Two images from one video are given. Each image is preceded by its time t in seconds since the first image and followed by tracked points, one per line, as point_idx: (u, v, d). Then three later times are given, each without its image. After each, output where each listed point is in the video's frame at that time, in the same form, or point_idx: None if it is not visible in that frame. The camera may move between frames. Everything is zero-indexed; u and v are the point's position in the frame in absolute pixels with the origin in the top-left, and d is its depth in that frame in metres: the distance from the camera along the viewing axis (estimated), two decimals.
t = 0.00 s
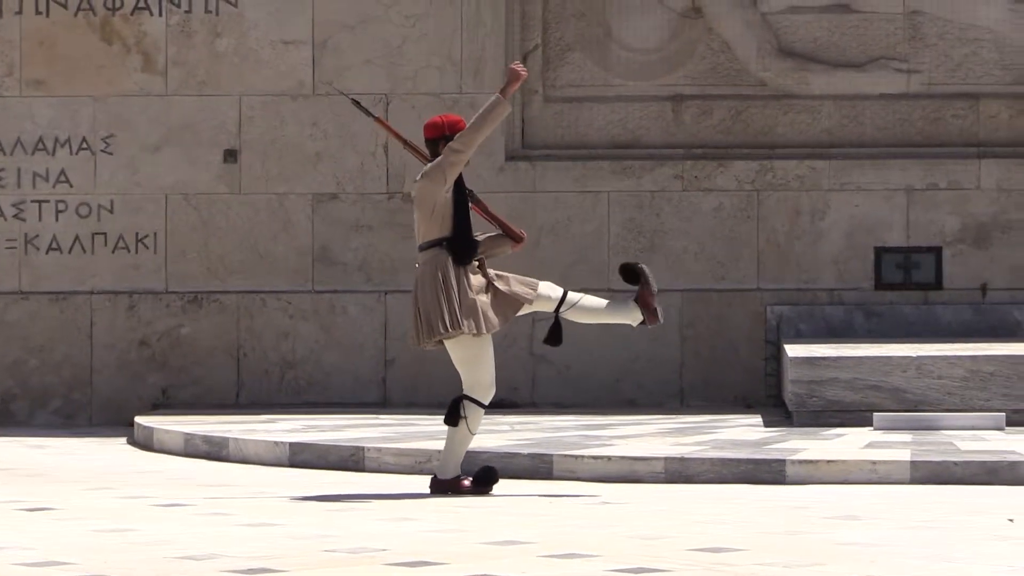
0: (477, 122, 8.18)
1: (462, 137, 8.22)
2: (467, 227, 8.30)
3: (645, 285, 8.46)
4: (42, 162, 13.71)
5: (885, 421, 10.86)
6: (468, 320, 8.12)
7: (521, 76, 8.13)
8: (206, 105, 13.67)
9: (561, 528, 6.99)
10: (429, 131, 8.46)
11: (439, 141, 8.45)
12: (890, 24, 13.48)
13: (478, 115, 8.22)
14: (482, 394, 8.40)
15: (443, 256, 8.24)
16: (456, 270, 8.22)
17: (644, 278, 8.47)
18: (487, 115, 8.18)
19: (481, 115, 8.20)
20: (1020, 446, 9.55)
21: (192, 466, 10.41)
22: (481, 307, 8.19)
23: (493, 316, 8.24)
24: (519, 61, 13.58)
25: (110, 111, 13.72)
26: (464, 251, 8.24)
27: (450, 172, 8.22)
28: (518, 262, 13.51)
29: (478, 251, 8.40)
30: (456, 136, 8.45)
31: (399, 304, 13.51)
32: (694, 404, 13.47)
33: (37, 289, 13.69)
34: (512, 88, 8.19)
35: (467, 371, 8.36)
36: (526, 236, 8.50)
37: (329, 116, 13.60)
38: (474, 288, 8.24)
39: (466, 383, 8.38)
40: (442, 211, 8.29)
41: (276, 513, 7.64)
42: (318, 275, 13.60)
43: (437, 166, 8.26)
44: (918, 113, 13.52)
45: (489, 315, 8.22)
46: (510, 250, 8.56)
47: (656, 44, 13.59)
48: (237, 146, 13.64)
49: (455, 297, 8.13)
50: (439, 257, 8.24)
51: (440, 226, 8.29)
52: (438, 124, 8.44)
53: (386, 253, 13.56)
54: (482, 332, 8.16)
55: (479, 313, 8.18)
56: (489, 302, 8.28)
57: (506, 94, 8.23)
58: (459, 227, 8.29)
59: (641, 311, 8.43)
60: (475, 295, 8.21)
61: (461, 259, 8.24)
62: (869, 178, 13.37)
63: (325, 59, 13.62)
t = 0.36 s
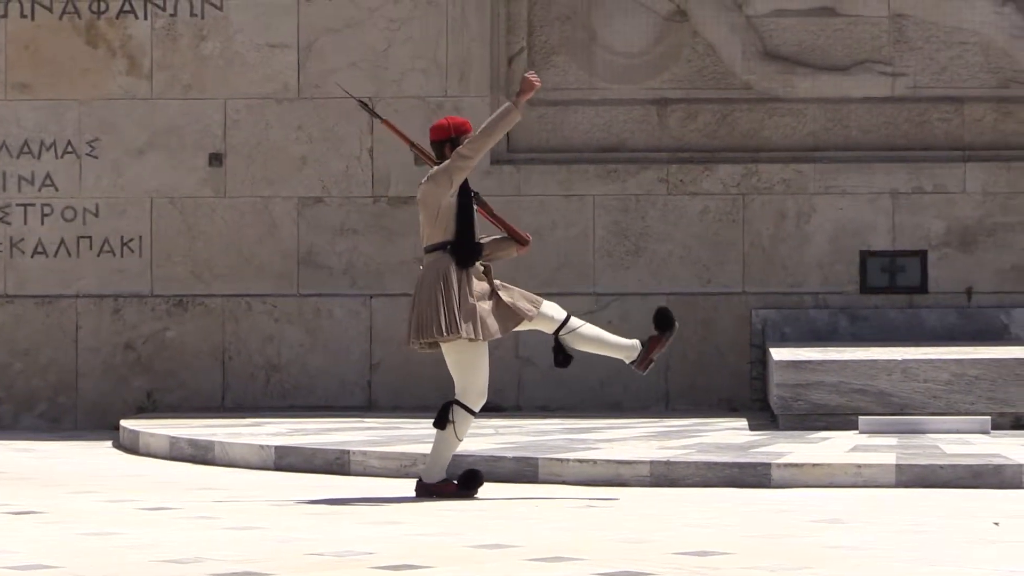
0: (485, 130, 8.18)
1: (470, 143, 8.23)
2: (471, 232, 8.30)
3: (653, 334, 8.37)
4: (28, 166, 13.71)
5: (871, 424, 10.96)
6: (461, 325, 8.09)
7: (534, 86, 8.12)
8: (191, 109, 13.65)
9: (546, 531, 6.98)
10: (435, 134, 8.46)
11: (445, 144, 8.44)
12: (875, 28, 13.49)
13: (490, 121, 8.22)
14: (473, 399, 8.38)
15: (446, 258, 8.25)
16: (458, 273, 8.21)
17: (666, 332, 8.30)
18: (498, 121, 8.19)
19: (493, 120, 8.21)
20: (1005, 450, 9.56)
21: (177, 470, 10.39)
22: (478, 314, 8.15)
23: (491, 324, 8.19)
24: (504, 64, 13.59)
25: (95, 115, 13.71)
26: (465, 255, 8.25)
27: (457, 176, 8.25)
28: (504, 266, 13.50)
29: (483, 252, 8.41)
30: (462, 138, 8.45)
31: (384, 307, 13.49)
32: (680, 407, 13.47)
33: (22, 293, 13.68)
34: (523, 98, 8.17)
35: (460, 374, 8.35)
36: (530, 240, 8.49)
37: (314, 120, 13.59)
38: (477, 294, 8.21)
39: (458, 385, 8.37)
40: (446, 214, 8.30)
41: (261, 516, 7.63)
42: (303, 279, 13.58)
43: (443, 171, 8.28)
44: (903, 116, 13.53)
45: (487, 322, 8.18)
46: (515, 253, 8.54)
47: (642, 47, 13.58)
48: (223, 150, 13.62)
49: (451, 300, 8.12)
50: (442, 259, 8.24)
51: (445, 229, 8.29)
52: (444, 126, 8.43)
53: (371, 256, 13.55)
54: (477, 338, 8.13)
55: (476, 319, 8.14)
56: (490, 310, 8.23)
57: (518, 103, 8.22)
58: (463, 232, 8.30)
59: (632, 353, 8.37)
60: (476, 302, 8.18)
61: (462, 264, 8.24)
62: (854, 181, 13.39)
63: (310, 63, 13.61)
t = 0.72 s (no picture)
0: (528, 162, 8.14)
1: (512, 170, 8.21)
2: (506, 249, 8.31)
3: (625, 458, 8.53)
4: (15, 169, 13.71)
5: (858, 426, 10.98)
6: (478, 338, 8.17)
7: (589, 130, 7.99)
8: (180, 111, 13.65)
9: (535, 534, 6.98)
10: (468, 144, 8.47)
11: (479, 154, 8.45)
12: (865, 30, 13.50)
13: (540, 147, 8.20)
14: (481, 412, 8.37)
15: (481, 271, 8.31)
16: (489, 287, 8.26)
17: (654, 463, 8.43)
18: (548, 150, 8.16)
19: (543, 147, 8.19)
20: (993, 451, 9.58)
21: (166, 473, 10.39)
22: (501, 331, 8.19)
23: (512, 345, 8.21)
24: (494, 67, 13.58)
25: (84, 118, 13.70)
26: (495, 272, 8.28)
27: (493, 193, 8.27)
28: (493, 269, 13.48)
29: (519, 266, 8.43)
30: (495, 149, 8.45)
31: (373, 310, 13.49)
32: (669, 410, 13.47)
33: (10, 296, 13.67)
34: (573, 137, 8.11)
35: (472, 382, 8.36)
36: (568, 252, 8.42)
37: (304, 122, 13.60)
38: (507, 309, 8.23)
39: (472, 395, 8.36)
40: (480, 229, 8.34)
41: (251, 520, 7.62)
42: (292, 282, 13.58)
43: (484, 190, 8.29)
44: (893, 119, 13.52)
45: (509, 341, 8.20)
46: (553, 264, 8.52)
47: (631, 49, 13.59)
48: (212, 152, 13.62)
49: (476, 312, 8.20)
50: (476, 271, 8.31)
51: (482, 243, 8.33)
52: (477, 138, 8.44)
53: (361, 259, 13.56)
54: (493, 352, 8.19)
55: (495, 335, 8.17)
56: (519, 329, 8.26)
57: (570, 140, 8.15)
58: (495, 248, 8.30)
59: (620, 454, 8.45)
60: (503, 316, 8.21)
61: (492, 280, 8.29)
62: (843, 183, 13.43)
63: (299, 65, 13.61)
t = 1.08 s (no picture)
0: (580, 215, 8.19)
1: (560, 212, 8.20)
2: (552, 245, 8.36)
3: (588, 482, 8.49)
4: None
5: (822, 427, 11.02)
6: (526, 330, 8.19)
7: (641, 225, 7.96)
8: (144, 112, 13.60)
9: (501, 535, 6.97)
10: (501, 137, 8.57)
11: (513, 147, 8.55)
12: (830, 31, 13.56)
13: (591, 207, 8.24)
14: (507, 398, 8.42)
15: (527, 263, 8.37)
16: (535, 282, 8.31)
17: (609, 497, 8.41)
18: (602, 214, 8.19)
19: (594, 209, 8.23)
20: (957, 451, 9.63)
21: (131, 475, 10.34)
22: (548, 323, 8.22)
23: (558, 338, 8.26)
24: (459, 67, 13.58)
25: (48, 119, 13.64)
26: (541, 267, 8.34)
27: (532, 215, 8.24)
28: (458, 270, 13.45)
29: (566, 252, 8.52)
30: (530, 140, 8.55)
31: (338, 311, 13.46)
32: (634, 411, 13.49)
33: None
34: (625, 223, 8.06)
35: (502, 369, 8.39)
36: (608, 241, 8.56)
37: (269, 123, 13.56)
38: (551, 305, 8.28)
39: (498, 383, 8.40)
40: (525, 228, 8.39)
41: (216, 521, 7.59)
42: (257, 283, 13.54)
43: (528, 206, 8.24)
44: (857, 120, 13.57)
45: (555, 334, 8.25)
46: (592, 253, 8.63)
47: (596, 50, 13.60)
48: (176, 154, 13.58)
49: (519, 306, 8.24)
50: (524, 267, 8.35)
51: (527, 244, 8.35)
52: (511, 129, 8.53)
53: (325, 260, 13.52)
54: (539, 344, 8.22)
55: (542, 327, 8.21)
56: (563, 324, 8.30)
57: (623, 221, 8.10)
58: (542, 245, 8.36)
59: (575, 479, 8.41)
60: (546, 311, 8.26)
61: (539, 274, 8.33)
62: (808, 184, 13.44)
63: (264, 66, 13.57)
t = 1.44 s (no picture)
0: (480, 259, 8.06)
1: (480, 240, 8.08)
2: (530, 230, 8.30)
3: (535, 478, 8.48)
4: None
5: (771, 422, 11.06)
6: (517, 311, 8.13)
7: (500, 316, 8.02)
8: (90, 109, 13.51)
9: (451, 531, 6.94)
10: (481, 123, 8.50)
11: (491, 133, 8.48)
12: (777, 27, 13.60)
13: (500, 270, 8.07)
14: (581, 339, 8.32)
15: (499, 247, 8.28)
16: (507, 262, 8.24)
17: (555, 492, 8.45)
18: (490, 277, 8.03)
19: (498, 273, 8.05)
20: (903, 447, 9.68)
21: (78, 471, 10.27)
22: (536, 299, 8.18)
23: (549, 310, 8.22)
24: (406, 64, 13.54)
25: None
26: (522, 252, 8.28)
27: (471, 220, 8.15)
28: (406, 266, 13.40)
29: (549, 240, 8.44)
30: (508, 128, 8.48)
31: (285, 307, 13.40)
32: (582, 407, 13.51)
33: None
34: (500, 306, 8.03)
35: (554, 326, 8.27)
36: (584, 231, 8.54)
37: (215, 119, 13.49)
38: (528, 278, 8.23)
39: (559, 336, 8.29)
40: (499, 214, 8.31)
41: (163, 518, 7.54)
42: (204, 280, 13.47)
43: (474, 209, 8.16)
44: (804, 116, 13.63)
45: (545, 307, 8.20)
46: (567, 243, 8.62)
47: (544, 46, 13.59)
48: (123, 150, 13.50)
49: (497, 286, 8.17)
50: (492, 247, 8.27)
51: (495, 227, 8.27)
52: (489, 116, 8.48)
53: (272, 256, 13.46)
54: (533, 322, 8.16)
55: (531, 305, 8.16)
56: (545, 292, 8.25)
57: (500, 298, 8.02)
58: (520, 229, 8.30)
59: (523, 476, 8.37)
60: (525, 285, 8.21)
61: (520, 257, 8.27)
62: (755, 181, 13.48)
63: (211, 62, 13.50)
